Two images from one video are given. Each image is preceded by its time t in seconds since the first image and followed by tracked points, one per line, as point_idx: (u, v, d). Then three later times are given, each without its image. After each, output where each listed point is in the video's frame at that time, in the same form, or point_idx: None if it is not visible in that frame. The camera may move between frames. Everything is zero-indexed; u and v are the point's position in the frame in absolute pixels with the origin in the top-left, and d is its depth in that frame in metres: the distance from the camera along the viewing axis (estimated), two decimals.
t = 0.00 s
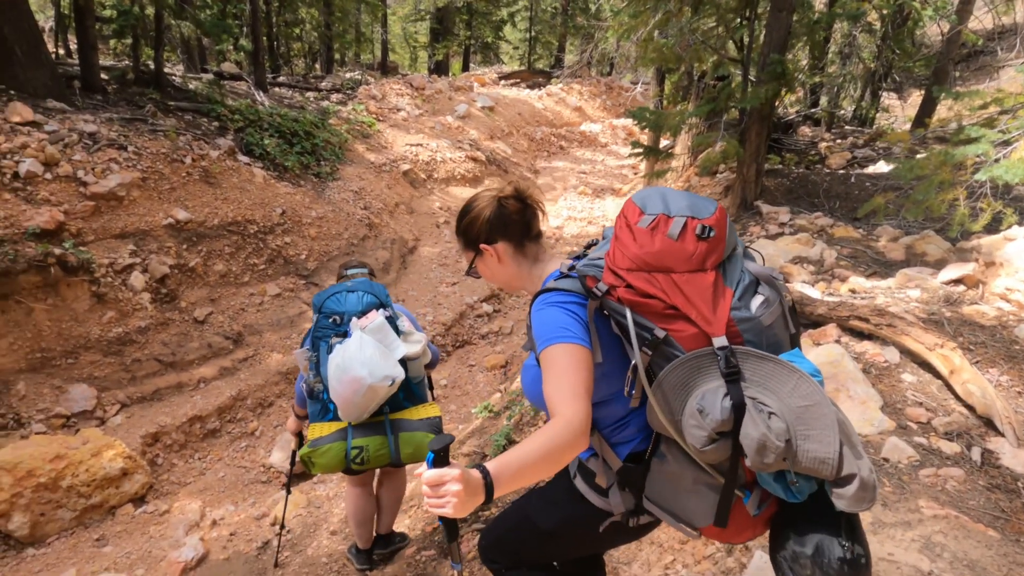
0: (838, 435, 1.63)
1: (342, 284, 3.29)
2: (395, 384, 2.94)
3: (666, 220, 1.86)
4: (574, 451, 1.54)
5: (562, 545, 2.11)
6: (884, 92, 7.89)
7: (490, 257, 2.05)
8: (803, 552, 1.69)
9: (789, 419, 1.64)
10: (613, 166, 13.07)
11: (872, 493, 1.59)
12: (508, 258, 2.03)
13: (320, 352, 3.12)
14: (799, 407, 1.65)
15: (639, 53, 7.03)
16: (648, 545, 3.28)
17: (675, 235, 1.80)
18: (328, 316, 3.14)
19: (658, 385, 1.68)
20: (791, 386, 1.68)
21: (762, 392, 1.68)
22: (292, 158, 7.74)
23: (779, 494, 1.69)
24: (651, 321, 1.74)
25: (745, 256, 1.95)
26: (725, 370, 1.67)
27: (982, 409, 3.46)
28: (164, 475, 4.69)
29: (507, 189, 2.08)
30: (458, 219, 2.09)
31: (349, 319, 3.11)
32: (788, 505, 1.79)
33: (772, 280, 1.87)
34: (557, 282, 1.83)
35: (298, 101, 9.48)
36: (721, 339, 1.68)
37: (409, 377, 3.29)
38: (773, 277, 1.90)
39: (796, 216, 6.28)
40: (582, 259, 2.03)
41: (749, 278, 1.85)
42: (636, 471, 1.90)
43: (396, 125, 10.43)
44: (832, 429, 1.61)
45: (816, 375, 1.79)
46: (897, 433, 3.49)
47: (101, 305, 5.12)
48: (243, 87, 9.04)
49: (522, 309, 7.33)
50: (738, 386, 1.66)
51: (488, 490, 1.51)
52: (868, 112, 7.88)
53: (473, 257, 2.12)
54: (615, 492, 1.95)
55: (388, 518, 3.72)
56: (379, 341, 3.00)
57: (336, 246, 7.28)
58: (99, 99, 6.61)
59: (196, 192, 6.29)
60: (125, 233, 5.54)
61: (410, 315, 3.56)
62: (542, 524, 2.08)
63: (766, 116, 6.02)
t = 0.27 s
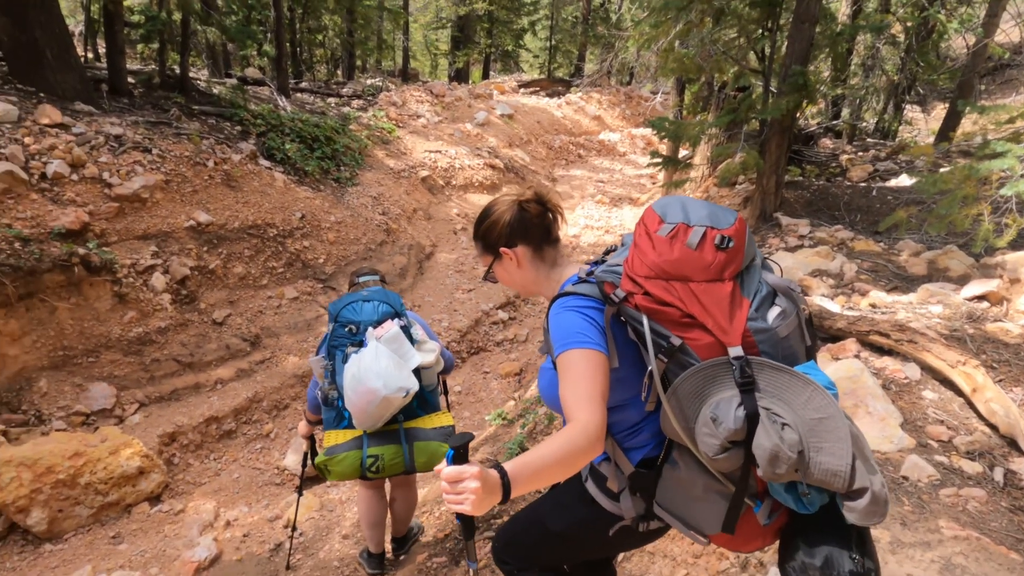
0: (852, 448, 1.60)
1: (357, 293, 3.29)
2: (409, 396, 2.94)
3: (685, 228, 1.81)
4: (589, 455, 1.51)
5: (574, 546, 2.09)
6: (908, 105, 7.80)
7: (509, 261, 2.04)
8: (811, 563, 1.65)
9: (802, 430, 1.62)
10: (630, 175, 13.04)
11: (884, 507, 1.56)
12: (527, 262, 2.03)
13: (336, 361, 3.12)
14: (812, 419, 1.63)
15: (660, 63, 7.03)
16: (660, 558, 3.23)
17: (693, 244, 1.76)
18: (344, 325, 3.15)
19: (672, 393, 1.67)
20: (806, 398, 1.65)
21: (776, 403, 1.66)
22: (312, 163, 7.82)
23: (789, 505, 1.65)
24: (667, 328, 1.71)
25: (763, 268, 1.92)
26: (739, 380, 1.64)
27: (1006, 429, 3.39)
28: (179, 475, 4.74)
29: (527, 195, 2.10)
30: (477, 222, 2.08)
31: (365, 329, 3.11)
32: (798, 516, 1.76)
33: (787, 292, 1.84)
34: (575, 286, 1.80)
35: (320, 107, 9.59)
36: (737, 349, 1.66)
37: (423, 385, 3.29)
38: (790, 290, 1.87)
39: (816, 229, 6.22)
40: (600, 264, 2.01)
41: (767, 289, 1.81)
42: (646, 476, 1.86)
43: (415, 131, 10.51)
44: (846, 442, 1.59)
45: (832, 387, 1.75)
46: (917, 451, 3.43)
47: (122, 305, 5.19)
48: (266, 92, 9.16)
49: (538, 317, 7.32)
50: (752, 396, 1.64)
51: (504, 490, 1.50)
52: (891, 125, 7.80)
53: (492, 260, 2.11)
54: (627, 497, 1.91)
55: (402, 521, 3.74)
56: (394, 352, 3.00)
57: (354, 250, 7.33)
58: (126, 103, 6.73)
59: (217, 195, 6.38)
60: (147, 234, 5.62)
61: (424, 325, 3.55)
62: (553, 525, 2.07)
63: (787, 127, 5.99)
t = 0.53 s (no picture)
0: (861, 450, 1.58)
1: (374, 297, 3.30)
2: (423, 400, 2.95)
3: (699, 229, 1.79)
4: (599, 453, 1.49)
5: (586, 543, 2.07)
6: (926, 115, 7.73)
7: (524, 260, 2.03)
8: (819, 566, 1.63)
9: (812, 431, 1.59)
10: (644, 182, 13.01)
11: (893, 510, 1.54)
12: (542, 262, 2.02)
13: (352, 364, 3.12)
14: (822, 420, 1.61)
15: (675, 70, 7.02)
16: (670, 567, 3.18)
17: (707, 244, 1.74)
18: (361, 329, 3.15)
19: (682, 392, 1.64)
20: (815, 400, 1.63)
21: (786, 404, 1.63)
22: (327, 166, 7.88)
23: (796, 507, 1.63)
24: (679, 328, 1.68)
25: (777, 271, 1.89)
26: (750, 380, 1.62)
27: None
28: (190, 474, 4.76)
29: (543, 195, 2.10)
30: (493, 221, 2.08)
31: (381, 333, 3.12)
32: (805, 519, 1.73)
33: (804, 296, 1.78)
34: (589, 284, 1.78)
35: (335, 111, 9.66)
36: (748, 350, 1.63)
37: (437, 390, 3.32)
38: (803, 294, 1.81)
39: (831, 238, 6.17)
40: (614, 264, 1.99)
41: (779, 291, 1.77)
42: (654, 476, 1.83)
43: (429, 136, 10.56)
44: (856, 444, 1.57)
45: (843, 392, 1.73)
46: (933, 464, 3.37)
47: (137, 304, 5.25)
48: (283, 95, 9.25)
49: (549, 322, 7.31)
50: (763, 396, 1.61)
51: (515, 486, 1.47)
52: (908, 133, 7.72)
53: (507, 259, 2.10)
54: (634, 496, 1.90)
55: (410, 524, 3.72)
56: (410, 357, 3.01)
57: (367, 253, 7.36)
58: (145, 105, 6.82)
59: (233, 197, 6.43)
60: (163, 234, 5.68)
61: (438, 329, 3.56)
62: (560, 522, 2.05)
63: (802, 136, 5.96)
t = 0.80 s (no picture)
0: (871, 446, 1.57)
1: (388, 294, 3.30)
2: (431, 397, 2.94)
3: (704, 229, 1.78)
4: (601, 452, 1.48)
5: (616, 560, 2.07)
6: (943, 122, 7.66)
7: (531, 264, 2.02)
8: (832, 563, 1.62)
9: (822, 429, 1.57)
10: (656, 185, 12.98)
11: (906, 505, 1.52)
12: (548, 265, 2.01)
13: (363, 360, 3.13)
14: (831, 418, 1.59)
15: (689, 74, 7.01)
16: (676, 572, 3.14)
17: (713, 244, 1.73)
18: (373, 325, 3.15)
19: (691, 392, 1.63)
20: (825, 397, 1.61)
21: (795, 401, 1.61)
22: (339, 165, 7.91)
23: (807, 504, 1.61)
24: (687, 328, 1.67)
25: (782, 270, 1.88)
26: (759, 379, 1.59)
27: None
28: (198, 468, 4.79)
29: (546, 199, 2.09)
30: (498, 227, 2.08)
31: (393, 330, 3.12)
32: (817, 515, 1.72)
33: (811, 294, 1.79)
34: (596, 286, 1.77)
35: (349, 110, 9.71)
36: (756, 348, 1.61)
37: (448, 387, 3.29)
38: (810, 291, 1.82)
39: (844, 244, 6.13)
40: (620, 267, 1.98)
41: (786, 289, 1.77)
42: (665, 476, 1.82)
43: (442, 136, 10.59)
44: (866, 441, 1.55)
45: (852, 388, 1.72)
46: (945, 474, 3.33)
47: (149, 299, 5.29)
48: (297, 94, 9.30)
49: (558, 324, 7.30)
50: (772, 394, 1.59)
51: (514, 481, 1.46)
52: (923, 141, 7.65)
53: (513, 264, 2.09)
54: (646, 498, 1.88)
55: (417, 522, 3.72)
56: (420, 354, 3.00)
57: (377, 252, 7.39)
58: (160, 101, 6.87)
59: (246, 194, 6.48)
60: (176, 230, 5.72)
61: (450, 328, 3.54)
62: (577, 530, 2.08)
63: (817, 141, 5.93)
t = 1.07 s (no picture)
0: (881, 445, 1.57)
1: (398, 293, 3.32)
2: (433, 396, 2.92)
3: (705, 240, 1.75)
4: (609, 463, 1.46)
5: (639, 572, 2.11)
6: (951, 127, 7.63)
7: (531, 278, 2.02)
8: (848, 560, 1.61)
9: (834, 432, 1.56)
10: (662, 189, 12.96)
11: (917, 502, 1.53)
12: (549, 278, 2.01)
13: (370, 356, 3.14)
14: (841, 420, 1.59)
15: (697, 78, 7.01)
16: None
17: (715, 255, 1.70)
18: (381, 323, 3.16)
19: (700, 401, 1.62)
20: (834, 401, 1.61)
21: (805, 405, 1.61)
22: (346, 166, 7.94)
23: (819, 503, 1.61)
24: (694, 338, 1.67)
25: (781, 274, 1.87)
26: (769, 387, 1.59)
27: None
28: (203, 467, 4.80)
29: (546, 212, 2.09)
30: (498, 241, 2.08)
31: (400, 328, 3.12)
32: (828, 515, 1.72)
33: (807, 296, 1.81)
34: (599, 300, 1.77)
35: (356, 111, 9.74)
36: (763, 356, 1.60)
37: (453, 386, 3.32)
38: (810, 294, 1.84)
39: (851, 250, 6.11)
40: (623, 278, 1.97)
41: (787, 295, 1.76)
42: (676, 484, 1.83)
43: (448, 138, 10.61)
44: (877, 442, 1.56)
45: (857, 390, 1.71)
46: (950, 482, 3.30)
47: (156, 297, 5.31)
48: (305, 95, 9.34)
49: (563, 327, 7.30)
50: (782, 401, 1.59)
51: (521, 485, 1.46)
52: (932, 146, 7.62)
53: (514, 279, 2.09)
54: (658, 507, 1.88)
55: (419, 522, 3.71)
56: (425, 352, 2.99)
57: (383, 253, 7.41)
58: (169, 101, 6.91)
59: (253, 193, 6.50)
60: (183, 229, 5.75)
61: (458, 330, 3.55)
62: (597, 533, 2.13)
63: (824, 146, 5.92)
